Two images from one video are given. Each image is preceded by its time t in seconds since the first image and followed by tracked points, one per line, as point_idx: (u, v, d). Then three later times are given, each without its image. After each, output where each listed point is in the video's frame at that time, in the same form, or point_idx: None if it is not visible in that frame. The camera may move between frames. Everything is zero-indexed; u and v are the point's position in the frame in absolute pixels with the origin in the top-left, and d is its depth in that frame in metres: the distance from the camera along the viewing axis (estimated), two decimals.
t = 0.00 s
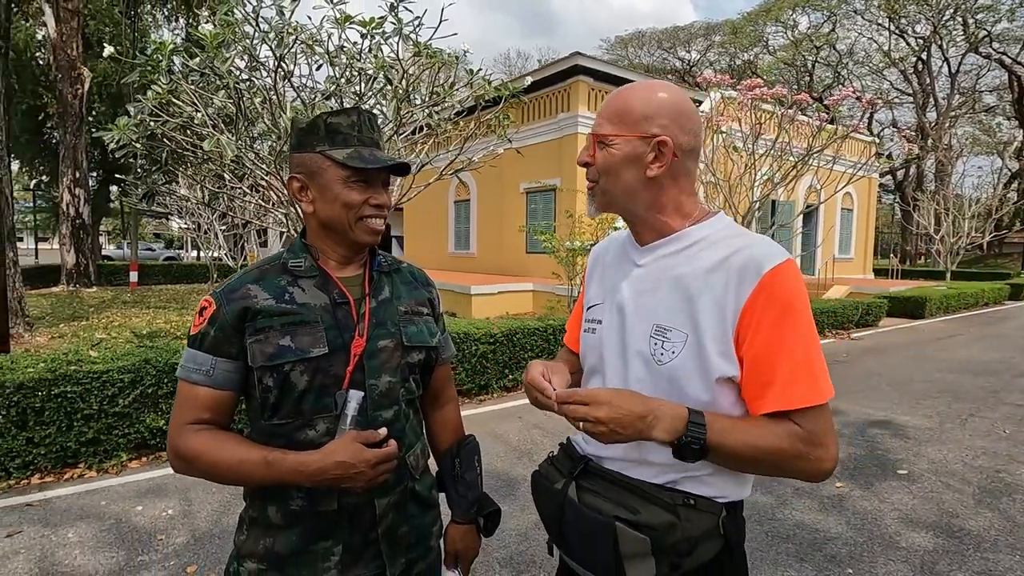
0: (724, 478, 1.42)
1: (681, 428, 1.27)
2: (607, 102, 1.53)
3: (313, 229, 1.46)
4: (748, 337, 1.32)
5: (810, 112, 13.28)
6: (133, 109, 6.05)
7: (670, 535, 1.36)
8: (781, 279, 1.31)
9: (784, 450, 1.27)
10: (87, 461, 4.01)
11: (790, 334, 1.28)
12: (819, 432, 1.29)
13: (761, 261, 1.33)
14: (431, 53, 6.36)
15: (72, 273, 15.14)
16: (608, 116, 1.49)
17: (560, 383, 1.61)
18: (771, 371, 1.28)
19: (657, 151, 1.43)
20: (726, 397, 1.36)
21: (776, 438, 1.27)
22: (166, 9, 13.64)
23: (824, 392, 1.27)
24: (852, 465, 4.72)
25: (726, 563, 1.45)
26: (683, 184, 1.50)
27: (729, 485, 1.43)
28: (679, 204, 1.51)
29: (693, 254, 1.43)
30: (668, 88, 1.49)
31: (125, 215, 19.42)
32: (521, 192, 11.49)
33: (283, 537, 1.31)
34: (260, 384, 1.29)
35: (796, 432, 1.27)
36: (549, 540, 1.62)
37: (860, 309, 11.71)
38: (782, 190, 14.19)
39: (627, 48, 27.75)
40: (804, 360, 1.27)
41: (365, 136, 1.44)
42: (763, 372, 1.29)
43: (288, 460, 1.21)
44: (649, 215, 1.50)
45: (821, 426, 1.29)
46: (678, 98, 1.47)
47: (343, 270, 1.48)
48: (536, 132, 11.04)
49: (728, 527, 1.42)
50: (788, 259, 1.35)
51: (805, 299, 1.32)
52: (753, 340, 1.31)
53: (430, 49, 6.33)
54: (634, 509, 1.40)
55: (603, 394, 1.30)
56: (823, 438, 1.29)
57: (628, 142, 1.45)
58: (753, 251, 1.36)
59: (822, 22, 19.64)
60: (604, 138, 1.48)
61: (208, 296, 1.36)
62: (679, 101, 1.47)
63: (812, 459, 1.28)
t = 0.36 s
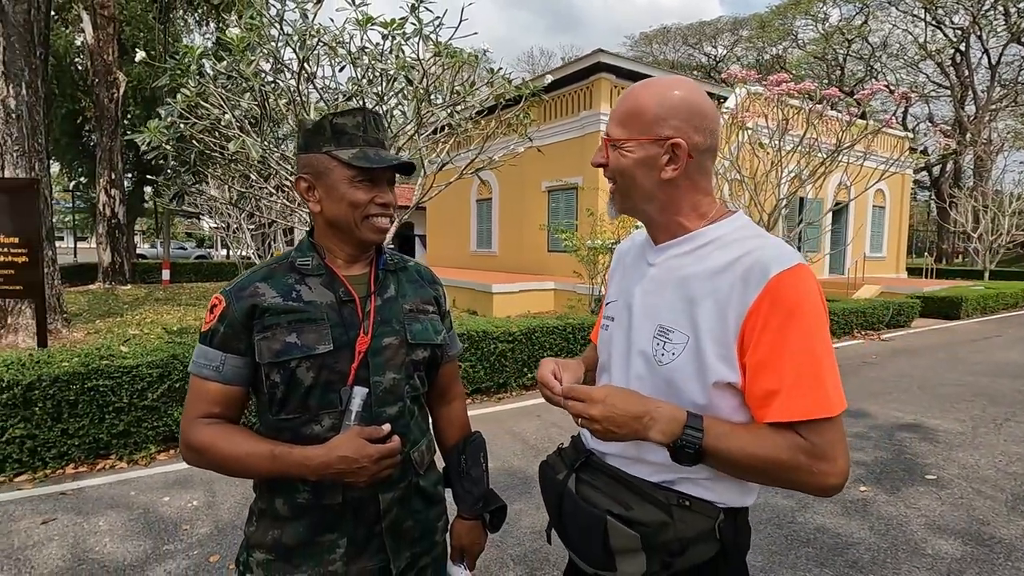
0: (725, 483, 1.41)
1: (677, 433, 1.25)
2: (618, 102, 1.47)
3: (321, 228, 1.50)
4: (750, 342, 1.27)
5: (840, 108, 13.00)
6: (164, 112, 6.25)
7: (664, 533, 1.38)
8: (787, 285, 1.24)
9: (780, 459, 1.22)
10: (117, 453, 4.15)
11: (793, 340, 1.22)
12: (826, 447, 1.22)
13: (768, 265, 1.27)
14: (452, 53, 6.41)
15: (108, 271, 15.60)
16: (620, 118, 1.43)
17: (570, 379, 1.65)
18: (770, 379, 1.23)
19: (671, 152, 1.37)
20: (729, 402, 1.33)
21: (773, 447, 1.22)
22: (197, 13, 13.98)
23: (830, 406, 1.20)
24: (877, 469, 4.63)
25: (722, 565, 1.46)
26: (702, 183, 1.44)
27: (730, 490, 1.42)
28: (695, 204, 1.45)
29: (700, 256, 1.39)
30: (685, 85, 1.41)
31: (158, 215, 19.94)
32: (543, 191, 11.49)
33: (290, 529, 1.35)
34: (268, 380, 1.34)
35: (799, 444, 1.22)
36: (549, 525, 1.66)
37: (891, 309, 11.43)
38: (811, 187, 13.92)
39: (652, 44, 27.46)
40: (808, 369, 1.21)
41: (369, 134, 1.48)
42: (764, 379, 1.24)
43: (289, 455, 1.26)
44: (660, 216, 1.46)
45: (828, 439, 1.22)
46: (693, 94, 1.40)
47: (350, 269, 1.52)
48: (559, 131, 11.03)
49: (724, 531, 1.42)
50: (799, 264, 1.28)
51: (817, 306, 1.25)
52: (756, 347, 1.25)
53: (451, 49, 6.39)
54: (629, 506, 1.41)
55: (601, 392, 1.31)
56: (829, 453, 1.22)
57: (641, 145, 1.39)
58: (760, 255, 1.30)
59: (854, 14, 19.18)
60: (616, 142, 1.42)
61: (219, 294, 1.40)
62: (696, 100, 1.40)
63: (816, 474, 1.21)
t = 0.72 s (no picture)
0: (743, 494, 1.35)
1: (698, 454, 1.17)
2: (629, 125, 1.29)
3: (321, 228, 1.52)
4: (775, 352, 1.18)
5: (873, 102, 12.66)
6: (192, 113, 6.43)
7: (676, 540, 1.33)
8: (818, 293, 1.15)
9: (804, 482, 1.12)
10: (144, 445, 4.27)
11: (822, 351, 1.13)
12: (856, 468, 1.12)
13: (797, 269, 1.18)
14: (472, 51, 6.43)
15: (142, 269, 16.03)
16: (647, 153, 1.26)
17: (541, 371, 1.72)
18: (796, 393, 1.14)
19: (718, 168, 1.27)
20: (751, 413, 1.24)
21: (795, 468, 1.13)
22: (227, 15, 14.26)
23: (862, 425, 1.10)
24: (907, 476, 4.50)
25: None
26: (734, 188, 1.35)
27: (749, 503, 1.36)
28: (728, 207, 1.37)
29: (724, 258, 1.31)
30: (700, 87, 1.27)
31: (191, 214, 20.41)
32: (566, 189, 11.43)
33: (289, 528, 1.37)
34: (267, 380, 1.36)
35: (826, 465, 1.12)
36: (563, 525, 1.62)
37: (926, 309, 11.09)
38: (842, 184, 13.59)
39: (678, 39, 27.12)
40: (836, 386, 1.11)
41: (371, 133, 1.48)
42: (788, 392, 1.15)
43: (285, 457, 1.27)
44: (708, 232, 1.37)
45: (858, 461, 1.12)
46: (711, 95, 1.26)
47: (350, 268, 1.53)
48: (581, 128, 10.97)
49: (743, 543, 1.35)
50: (833, 270, 1.18)
51: (852, 318, 1.15)
52: (782, 357, 1.17)
53: (471, 47, 6.39)
54: (642, 509, 1.37)
55: (614, 416, 1.19)
56: (859, 477, 1.12)
57: (685, 173, 1.26)
58: (791, 259, 1.21)
59: (890, 5, 18.62)
60: (659, 181, 1.26)
61: (219, 294, 1.43)
62: (717, 102, 1.27)
63: (844, 499, 1.11)
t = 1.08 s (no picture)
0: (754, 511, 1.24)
1: (710, 474, 1.08)
2: (642, 94, 1.28)
3: (314, 231, 1.53)
4: (789, 361, 1.10)
5: (908, 96, 12.29)
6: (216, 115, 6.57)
7: (684, 557, 1.25)
8: (834, 299, 1.06)
9: (827, 508, 1.04)
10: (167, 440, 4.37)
11: (841, 361, 1.03)
12: (885, 488, 1.03)
13: (813, 272, 1.09)
14: (492, 50, 6.43)
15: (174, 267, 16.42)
16: (646, 116, 1.24)
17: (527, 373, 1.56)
18: (815, 404, 1.05)
19: (709, 149, 1.19)
20: (766, 426, 1.16)
21: (818, 490, 1.04)
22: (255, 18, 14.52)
23: (888, 444, 1.01)
24: (938, 485, 4.35)
25: None
26: (742, 182, 1.25)
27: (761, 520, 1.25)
28: (735, 204, 1.27)
29: (732, 261, 1.23)
30: (720, 67, 1.21)
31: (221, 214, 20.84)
32: (589, 188, 11.36)
33: (278, 529, 1.39)
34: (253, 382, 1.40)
35: (853, 487, 1.03)
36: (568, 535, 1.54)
37: (963, 311, 10.72)
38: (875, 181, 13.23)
39: (704, 34, 26.75)
40: (857, 400, 1.02)
41: (386, 165, 1.51)
42: (806, 404, 1.07)
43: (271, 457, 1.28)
44: (696, 217, 1.28)
45: (888, 480, 1.03)
46: (729, 77, 1.20)
47: (338, 270, 1.56)
48: (604, 126, 10.88)
49: (757, 561, 1.25)
50: (851, 271, 1.09)
51: (873, 324, 1.05)
52: (797, 368, 1.08)
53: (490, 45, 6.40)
54: (648, 524, 1.29)
55: (618, 433, 1.11)
56: (893, 500, 1.02)
57: (674, 146, 1.21)
58: (804, 260, 1.12)
59: None
60: (647, 146, 1.24)
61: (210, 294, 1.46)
62: (733, 85, 1.20)
63: (868, 526, 1.03)
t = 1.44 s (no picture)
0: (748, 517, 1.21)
1: (705, 471, 1.06)
2: (636, 81, 1.29)
3: (322, 230, 1.57)
4: (788, 359, 1.07)
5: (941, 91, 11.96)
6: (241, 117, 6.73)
7: (678, 566, 1.21)
8: (834, 297, 1.04)
9: (823, 509, 1.02)
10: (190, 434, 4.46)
11: (842, 361, 1.01)
12: (886, 493, 1.00)
13: (812, 268, 1.07)
14: (511, 49, 6.47)
15: (203, 266, 16.78)
16: (638, 105, 1.25)
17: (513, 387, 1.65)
18: (815, 402, 1.03)
19: (695, 136, 1.19)
20: (760, 429, 1.14)
21: (816, 491, 1.02)
22: (282, 21, 14.78)
23: (891, 446, 0.98)
24: (967, 493, 4.11)
25: None
26: (735, 173, 1.24)
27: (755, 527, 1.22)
28: (726, 198, 1.26)
29: (730, 257, 1.21)
30: (717, 54, 1.21)
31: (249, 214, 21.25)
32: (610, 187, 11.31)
33: (279, 524, 1.42)
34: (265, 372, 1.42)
35: (852, 490, 1.01)
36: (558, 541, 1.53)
37: (999, 313, 10.37)
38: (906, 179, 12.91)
39: (730, 30, 26.40)
40: (858, 398, 1.00)
41: (402, 184, 1.52)
42: (807, 404, 1.04)
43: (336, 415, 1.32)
44: (684, 207, 1.27)
45: (889, 485, 1.00)
46: (725, 64, 1.20)
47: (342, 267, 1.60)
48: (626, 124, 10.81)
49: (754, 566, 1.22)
50: (852, 267, 1.06)
51: (877, 321, 1.03)
52: (795, 369, 1.06)
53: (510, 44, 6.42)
54: (640, 531, 1.26)
55: (610, 425, 1.10)
56: (894, 503, 1.00)
57: (661, 130, 1.21)
58: (801, 254, 1.10)
59: None
60: (634, 129, 1.25)
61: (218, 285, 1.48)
62: (728, 74, 1.19)
63: (869, 529, 1.00)
